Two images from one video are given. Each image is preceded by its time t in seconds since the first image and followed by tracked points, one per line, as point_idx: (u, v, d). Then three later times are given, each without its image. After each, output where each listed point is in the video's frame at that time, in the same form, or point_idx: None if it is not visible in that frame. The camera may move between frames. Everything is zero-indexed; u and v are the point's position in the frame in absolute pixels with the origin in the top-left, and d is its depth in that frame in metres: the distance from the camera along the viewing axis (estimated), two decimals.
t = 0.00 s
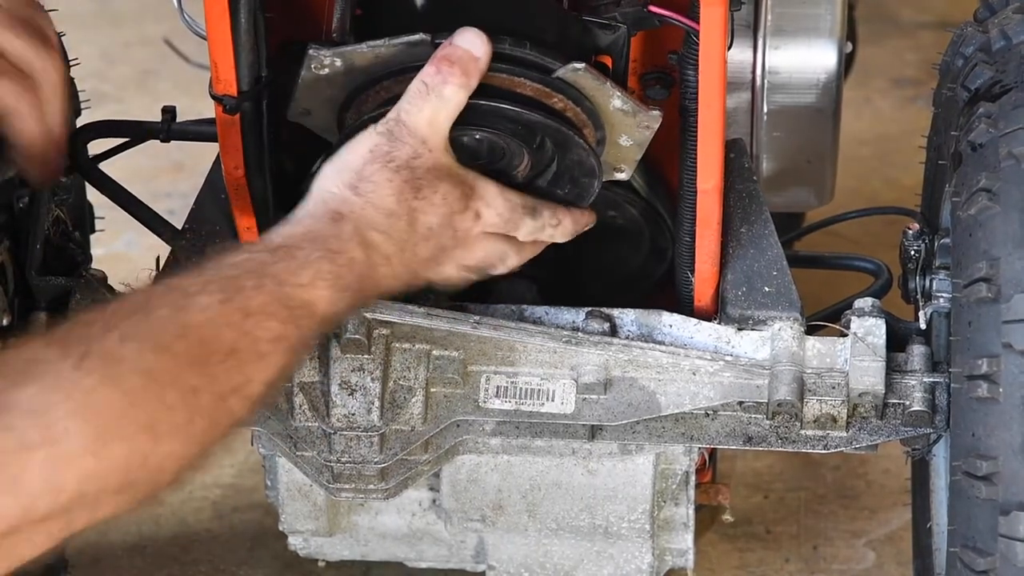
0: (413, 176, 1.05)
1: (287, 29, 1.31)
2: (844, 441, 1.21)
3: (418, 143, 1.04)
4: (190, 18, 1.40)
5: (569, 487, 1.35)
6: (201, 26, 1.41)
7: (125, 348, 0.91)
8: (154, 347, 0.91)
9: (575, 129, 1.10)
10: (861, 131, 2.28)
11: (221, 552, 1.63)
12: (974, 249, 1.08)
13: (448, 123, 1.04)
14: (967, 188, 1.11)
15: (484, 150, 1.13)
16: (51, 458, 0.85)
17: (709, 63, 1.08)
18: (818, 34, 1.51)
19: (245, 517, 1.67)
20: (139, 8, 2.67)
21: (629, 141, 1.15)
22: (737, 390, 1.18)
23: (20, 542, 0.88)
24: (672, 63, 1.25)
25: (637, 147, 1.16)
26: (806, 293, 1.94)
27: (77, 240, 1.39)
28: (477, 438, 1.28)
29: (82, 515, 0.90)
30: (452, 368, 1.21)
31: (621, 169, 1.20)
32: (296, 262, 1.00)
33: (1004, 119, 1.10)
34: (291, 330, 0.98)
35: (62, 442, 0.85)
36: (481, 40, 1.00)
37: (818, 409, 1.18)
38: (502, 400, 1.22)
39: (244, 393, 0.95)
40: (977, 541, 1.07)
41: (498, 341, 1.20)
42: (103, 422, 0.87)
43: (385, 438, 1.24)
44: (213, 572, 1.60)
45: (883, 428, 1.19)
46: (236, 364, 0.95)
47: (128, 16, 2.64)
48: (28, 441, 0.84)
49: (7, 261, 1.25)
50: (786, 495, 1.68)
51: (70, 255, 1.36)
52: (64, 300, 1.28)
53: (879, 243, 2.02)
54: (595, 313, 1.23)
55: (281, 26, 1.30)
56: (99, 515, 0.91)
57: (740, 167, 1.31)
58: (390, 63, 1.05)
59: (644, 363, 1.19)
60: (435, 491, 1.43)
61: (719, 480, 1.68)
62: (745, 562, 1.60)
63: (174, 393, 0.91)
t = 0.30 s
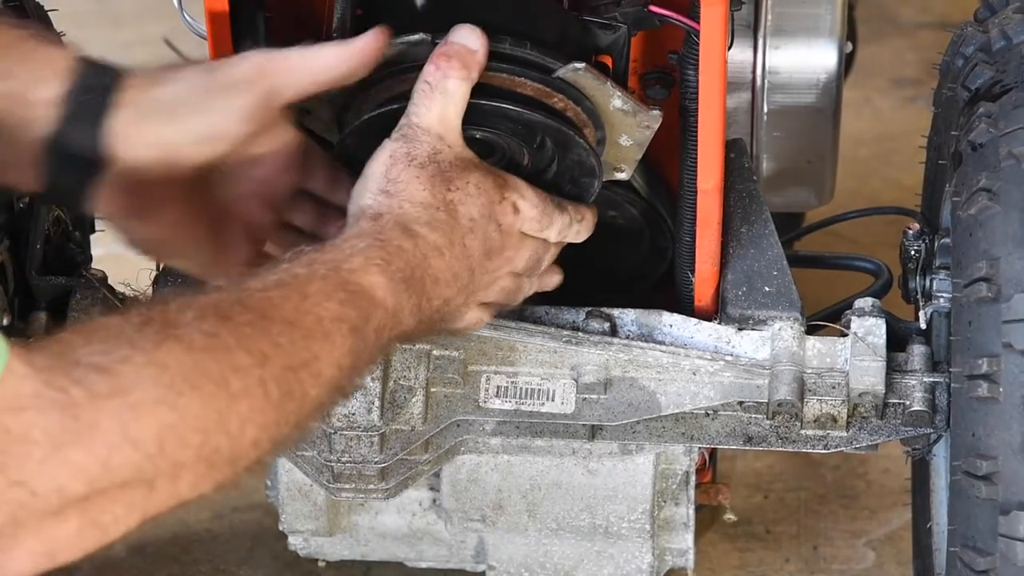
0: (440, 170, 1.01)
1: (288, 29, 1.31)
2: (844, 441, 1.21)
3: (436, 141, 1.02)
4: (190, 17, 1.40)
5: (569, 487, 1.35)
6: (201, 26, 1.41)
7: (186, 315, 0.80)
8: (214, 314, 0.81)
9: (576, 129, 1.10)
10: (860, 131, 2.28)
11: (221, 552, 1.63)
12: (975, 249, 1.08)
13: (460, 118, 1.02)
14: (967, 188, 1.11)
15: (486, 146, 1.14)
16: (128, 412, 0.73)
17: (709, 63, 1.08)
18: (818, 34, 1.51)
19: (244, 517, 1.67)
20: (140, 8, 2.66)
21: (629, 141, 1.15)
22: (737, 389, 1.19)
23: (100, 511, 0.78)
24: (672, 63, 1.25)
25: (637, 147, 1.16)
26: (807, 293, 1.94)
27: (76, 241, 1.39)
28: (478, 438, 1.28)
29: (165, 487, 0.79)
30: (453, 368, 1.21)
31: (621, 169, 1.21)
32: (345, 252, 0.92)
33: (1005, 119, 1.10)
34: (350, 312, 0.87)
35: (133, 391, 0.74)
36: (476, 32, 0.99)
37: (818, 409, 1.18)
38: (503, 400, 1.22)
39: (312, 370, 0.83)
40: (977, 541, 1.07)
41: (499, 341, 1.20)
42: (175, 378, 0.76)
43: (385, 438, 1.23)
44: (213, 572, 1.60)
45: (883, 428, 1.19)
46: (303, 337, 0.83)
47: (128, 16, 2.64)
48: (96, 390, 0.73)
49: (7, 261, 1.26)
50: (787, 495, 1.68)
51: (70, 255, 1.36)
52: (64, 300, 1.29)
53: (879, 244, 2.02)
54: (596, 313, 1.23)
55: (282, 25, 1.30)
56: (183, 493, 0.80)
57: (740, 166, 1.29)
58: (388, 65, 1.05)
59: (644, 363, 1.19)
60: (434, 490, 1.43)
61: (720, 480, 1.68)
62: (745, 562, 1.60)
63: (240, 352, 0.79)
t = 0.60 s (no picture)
0: (444, 181, 0.97)
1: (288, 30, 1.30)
2: (844, 441, 1.21)
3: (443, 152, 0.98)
4: (190, 17, 1.40)
5: (569, 487, 1.35)
6: (201, 27, 1.41)
7: (188, 332, 0.76)
8: (217, 332, 0.77)
9: (576, 129, 1.09)
10: (861, 131, 2.28)
11: (221, 552, 1.63)
12: (975, 249, 1.08)
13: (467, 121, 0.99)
14: (967, 187, 1.11)
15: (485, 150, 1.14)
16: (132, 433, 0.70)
17: (709, 62, 1.08)
18: (819, 33, 1.51)
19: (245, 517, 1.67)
20: (140, 8, 2.66)
21: (629, 140, 1.15)
22: (737, 389, 1.19)
23: (98, 538, 0.73)
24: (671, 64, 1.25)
25: (637, 147, 1.16)
26: (807, 293, 1.94)
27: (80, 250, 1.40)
28: (478, 438, 1.28)
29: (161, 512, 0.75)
30: (453, 368, 1.22)
31: (621, 169, 1.21)
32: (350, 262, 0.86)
33: (1005, 119, 1.10)
34: (353, 326, 0.83)
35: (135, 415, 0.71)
36: (492, 37, 0.96)
37: (818, 409, 1.18)
38: (503, 400, 1.23)
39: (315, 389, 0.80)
40: (977, 540, 1.07)
41: (499, 341, 1.21)
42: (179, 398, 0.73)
43: (385, 438, 1.23)
44: (213, 572, 1.60)
45: (883, 428, 1.19)
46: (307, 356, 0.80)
47: (128, 15, 2.64)
48: (103, 412, 0.70)
49: (7, 261, 1.25)
50: (787, 495, 1.68)
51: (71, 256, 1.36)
52: (64, 300, 1.29)
53: (879, 244, 2.02)
54: (596, 312, 1.23)
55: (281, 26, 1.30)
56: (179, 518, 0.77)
57: (740, 167, 1.29)
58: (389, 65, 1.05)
59: (645, 363, 1.19)
60: (435, 490, 1.44)
61: (720, 480, 1.68)
62: (745, 562, 1.60)
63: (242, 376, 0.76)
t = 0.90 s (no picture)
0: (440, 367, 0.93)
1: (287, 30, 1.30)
2: (845, 441, 1.22)
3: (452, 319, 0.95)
4: (191, 17, 1.40)
5: (569, 487, 1.35)
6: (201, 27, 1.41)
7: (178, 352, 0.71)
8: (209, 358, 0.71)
9: (576, 129, 1.09)
10: (861, 131, 2.28)
11: (221, 552, 1.62)
12: (975, 248, 1.08)
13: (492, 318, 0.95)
14: (968, 187, 1.12)
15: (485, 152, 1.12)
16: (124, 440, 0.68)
17: (709, 63, 1.08)
18: (819, 33, 1.51)
19: (245, 517, 1.67)
20: (140, 9, 2.66)
21: (629, 140, 1.15)
22: (738, 389, 1.19)
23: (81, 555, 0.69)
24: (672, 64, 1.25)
25: (638, 147, 1.16)
26: (807, 293, 1.94)
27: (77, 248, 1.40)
28: (478, 438, 1.28)
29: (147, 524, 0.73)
30: (453, 368, 1.21)
31: (622, 169, 1.20)
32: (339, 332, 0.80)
33: (1005, 118, 1.10)
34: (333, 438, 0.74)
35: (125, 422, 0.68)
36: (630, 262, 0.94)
37: (818, 409, 1.18)
38: (503, 399, 1.22)
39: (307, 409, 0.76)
40: (977, 540, 1.07)
41: (499, 342, 1.20)
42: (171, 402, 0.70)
43: (386, 438, 1.24)
44: (213, 572, 1.60)
45: (883, 428, 1.20)
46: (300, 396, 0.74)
47: (128, 15, 2.64)
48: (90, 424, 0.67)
49: (6, 260, 1.26)
50: (787, 495, 1.68)
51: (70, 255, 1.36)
52: (65, 300, 1.28)
53: (879, 244, 2.02)
54: (596, 312, 1.22)
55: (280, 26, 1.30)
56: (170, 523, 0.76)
57: (741, 167, 1.28)
58: (390, 64, 1.05)
59: (645, 363, 1.19)
60: (436, 490, 1.44)
61: (720, 480, 1.68)
62: (745, 562, 1.60)
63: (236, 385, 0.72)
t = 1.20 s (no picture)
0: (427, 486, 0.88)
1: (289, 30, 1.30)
2: (845, 441, 1.22)
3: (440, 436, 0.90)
4: (190, 17, 1.40)
5: (568, 487, 1.35)
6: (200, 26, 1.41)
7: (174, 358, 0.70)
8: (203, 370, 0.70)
9: (575, 129, 1.09)
10: (861, 131, 2.28)
11: (220, 552, 1.62)
12: (975, 248, 1.08)
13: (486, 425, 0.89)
14: (967, 187, 1.12)
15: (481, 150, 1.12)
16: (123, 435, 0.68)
17: (709, 63, 1.08)
18: (819, 33, 1.51)
19: (245, 517, 1.67)
20: (140, 9, 2.66)
21: (629, 140, 1.15)
22: (738, 389, 1.18)
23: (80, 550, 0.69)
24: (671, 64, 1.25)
25: (638, 146, 1.16)
26: (807, 293, 1.94)
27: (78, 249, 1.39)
28: (478, 438, 1.28)
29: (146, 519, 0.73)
30: (453, 368, 1.21)
31: (622, 168, 1.20)
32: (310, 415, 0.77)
33: (1005, 118, 1.10)
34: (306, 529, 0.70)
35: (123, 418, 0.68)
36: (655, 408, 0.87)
37: (818, 409, 1.18)
38: (503, 399, 1.22)
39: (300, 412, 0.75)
40: (977, 540, 1.07)
41: (498, 341, 1.20)
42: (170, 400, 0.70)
43: (385, 438, 1.24)
44: (213, 572, 1.60)
45: (883, 428, 1.20)
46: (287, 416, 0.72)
47: (128, 15, 2.65)
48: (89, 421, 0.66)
49: (7, 261, 1.27)
50: (786, 495, 1.68)
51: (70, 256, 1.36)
52: (64, 300, 1.29)
53: (879, 244, 2.02)
54: (596, 312, 1.22)
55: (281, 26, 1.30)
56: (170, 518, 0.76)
57: (741, 167, 1.28)
58: (388, 64, 1.05)
59: (645, 363, 1.19)
60: (435, 490, 1.44)
61: (719, 480, 1.68)
62: (745, 562, 1.59)
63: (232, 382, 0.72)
